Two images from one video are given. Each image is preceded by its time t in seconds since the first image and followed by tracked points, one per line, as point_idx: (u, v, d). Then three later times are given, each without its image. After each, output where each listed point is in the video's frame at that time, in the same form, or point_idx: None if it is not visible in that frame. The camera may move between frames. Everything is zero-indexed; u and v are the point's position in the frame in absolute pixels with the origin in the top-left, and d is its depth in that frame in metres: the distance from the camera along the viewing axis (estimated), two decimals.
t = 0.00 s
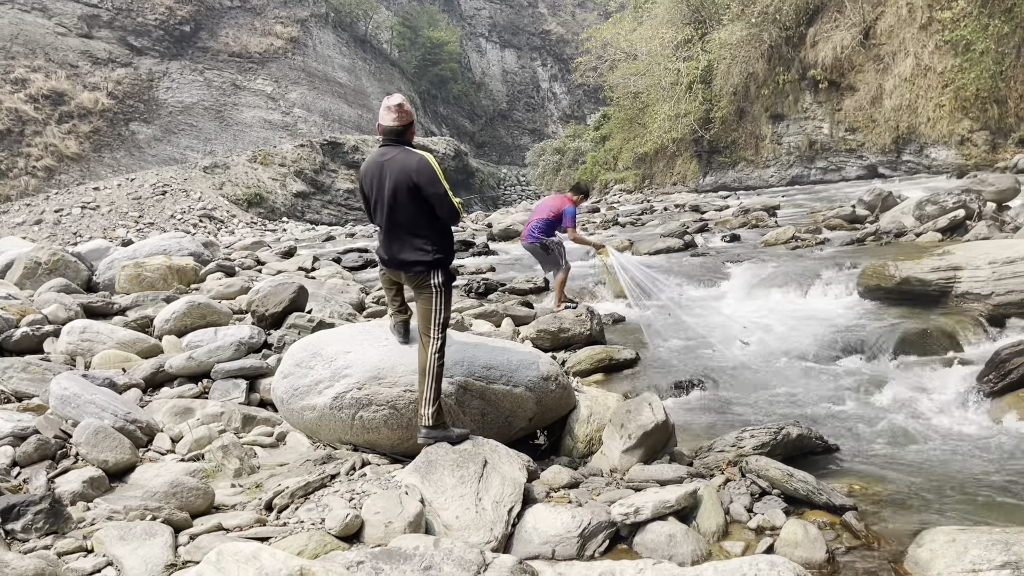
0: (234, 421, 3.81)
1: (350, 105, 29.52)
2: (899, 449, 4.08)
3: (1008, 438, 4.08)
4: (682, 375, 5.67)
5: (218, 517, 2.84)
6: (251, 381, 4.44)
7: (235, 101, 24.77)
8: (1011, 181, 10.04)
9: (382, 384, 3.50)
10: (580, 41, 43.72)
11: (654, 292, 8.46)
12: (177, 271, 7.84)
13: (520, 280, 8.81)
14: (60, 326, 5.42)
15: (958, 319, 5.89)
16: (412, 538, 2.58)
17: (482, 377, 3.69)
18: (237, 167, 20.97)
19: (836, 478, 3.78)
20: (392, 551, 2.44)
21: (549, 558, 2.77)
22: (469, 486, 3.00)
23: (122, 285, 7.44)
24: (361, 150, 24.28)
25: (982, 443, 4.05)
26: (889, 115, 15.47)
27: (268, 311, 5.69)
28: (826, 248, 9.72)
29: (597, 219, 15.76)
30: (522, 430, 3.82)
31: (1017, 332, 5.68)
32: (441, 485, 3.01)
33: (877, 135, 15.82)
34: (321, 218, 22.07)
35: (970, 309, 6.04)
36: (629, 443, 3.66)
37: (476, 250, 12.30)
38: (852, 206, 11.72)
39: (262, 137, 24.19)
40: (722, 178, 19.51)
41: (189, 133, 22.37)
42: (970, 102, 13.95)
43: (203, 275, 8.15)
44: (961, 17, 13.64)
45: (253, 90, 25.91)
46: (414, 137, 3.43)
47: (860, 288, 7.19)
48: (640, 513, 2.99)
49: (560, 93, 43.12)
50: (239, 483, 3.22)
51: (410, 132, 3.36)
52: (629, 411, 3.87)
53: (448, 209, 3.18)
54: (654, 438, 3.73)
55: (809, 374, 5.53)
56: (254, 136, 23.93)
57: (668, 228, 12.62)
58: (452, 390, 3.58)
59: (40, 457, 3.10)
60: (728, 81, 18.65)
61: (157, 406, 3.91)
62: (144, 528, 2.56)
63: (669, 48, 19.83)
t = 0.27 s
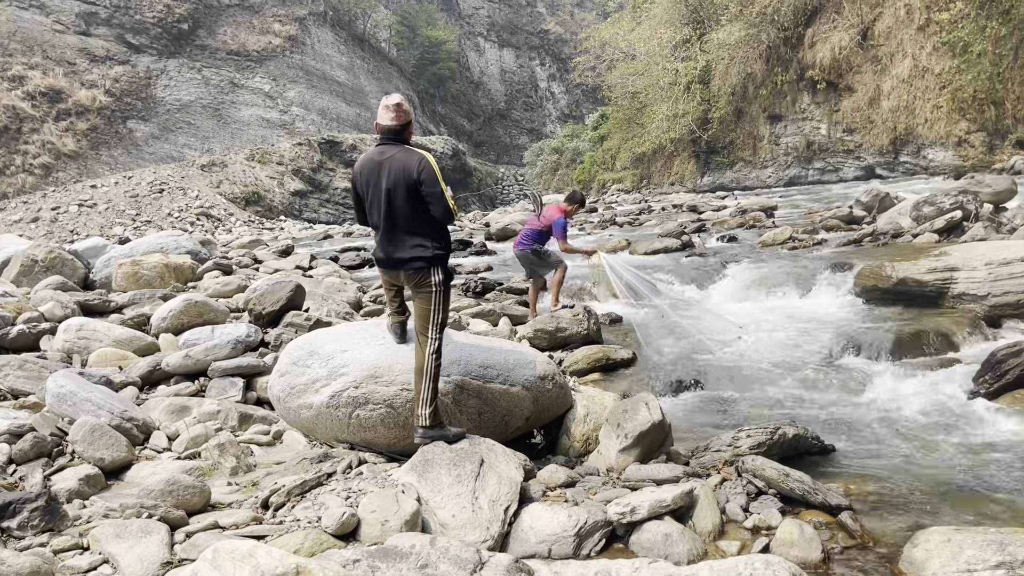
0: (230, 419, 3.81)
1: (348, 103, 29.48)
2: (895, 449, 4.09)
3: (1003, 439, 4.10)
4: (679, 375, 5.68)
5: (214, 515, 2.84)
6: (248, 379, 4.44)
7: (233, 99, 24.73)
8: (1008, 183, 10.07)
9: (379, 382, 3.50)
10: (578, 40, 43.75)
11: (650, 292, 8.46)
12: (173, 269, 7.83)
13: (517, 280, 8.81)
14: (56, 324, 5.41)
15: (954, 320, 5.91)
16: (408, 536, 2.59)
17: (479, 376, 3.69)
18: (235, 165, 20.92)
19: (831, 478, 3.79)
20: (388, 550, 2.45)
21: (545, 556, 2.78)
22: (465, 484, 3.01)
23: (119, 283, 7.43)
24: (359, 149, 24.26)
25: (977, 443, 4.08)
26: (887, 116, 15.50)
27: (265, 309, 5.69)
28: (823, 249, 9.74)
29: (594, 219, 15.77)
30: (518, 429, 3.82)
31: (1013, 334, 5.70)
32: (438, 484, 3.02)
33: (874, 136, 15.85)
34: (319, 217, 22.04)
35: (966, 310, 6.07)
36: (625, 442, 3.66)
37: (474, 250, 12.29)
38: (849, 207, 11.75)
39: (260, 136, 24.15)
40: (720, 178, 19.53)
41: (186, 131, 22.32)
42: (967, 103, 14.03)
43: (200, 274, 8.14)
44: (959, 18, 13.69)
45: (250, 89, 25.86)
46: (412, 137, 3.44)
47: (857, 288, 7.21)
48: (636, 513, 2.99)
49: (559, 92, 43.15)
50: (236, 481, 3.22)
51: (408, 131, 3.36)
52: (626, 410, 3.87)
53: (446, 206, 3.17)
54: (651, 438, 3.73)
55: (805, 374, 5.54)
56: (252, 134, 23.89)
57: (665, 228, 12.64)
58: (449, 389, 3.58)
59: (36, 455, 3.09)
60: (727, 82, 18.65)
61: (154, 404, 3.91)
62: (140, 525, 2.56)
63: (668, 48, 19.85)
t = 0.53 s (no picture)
0: (227, 417, 3.81)
1: (346, 102, 29.44)
2: (892, 449, 4.10)
3: (997, 440, 4.12)
4: (676, 375, 5.68)
5: (210, 513, 2.84)
6: (245, 378, 4.44)
7: (230, 97, 24.68)
8: (1005, 184, 10.11)
9: (376, 381, 3.50)
10: (576, 40, 43.79)
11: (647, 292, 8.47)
12: (170, 268, 7.81)
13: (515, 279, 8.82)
14: (53, 322, 5.40)
15: (951, 322, 5.93)
16: (404, 535, 2.59)
17: (476, 375, 3.69)
18: (232, 164, 20.88)
19: (827, 478, 3.80)
20: (385, 548, 2.45)
21: (541, 556, 2.78)
22: (462, 484, 3.01)
23: (116, 282, 7.41)
24: (356, 148, 24.24)
25: (973, 444, 4.09)
26: (884, 117, 15.54)
27: (262, 308, 5.69)
28: (820, 250, 9.76)
29: (592, 219, 15.78)
30: (515, 429, 3.83)
31: (1009, 334, 5.73)
32: (434, 483, 3.02)
33: (871, 137, 15.90)
34: (316, 216, 22.01)
35: (962, 311, 6.09)
36: (622, 442, 3.67)
37: (471, 249, 12.29)
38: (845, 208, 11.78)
39: (258, 134, 24.10)
40: (718, 178, 19.56)
41: (184, 129, 22.26)
42: (964, 104, 14.09)
43: (197, 272, 8.13)
44: (956, 19, 13.75)
45: (248, 87, 25.81)
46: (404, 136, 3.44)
47: (853, 289, 7.23)
48: (632, 512, 3.00)
49: (557, 92, 43.17)
50: (232, 480, 3.22)
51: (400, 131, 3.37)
52: (622, 410, 3.88)
53: (438, 204, 3.18)
54: (647, 437, 3.74)
55: (802, 375, 5.55)
56: (249, 133, 23.85)
57: (662, 228, 12.65)
58: (446, 389, 3.58)
59: (32, 453, 3.09)
60: (725, 82, 18.67)
61: (150, 402, 3.90)
62: (136, 524, 2.56)
63: (666, 48, 19.88)
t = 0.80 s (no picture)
0: (224, 416, 3.80)
1: (344, 101, 29.40)
2: (888, 449, 4.12)
3: (993, 440, 4.13)
4: (673, 375, 5.69)
5: (207, 512, 2.84)
6: (242, 376, 4.43)
7: (227, 96, 24.63)
8: (1001, 185, 10.13)
9: (373, 380, 3.51)
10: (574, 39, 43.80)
11: (644, 292, 8.47)
12: (167, 266, 7.79)
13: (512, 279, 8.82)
14: (49, 320, 5.39)
15: (947, 322, 5.95)
16: (401, 534, 2.59)
17: (473, 374, 3.70)
18: (229, 162, 20.84)
19: (824, 478, 3.81)
20: (381, 547, 2.46)
21: (538, 555, 2.79)
22: (458, 483, 3.02)
23: (112, 280, 7.40)
24: (354, 146, 24.22)
25: (969, 444, 4.11)
26: (881, 117, 15.57)
27: (259, 306, 5.68)
28: (817, 250, 9.78)
29: (589, 218, 15.79)
30: (512, 428, 3.83)
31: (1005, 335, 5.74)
32: (431, 482, 3.02)
33: (869, 138, 15.93)
34: (313, 215, 21.98)
35: (959, 311, 6.10)
36: (618, 441, 3.68)
37: (468, 249, 12.29)
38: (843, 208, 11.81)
39: (255, 133, 24.06)
40: (715, 178, 19.59)
41: (181, 128, 22.21)
42: (961, 105, 14.11)
43: (194, 270, 8.11)
44: (953, 20, 13.78)
45: (245, 85, 25.77)
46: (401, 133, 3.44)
47: (850, 289, 7.24)
48: (629, 512, 3.00)
49: (554, 91, 43.18)
50: (229, 478, 3.22)
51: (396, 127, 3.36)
52: (619, 409, 3.89)
53: (427, 200, 3.15)
54: (644, 437, 3.74)
55: (798, 375, 5.56)
56: (247, 131, 23.80)
57: (660, 228, 12.66)
58: (443, 388, 3.59)
59: (28, 451, 3.08)
60: (722, 82, 18.69)
61: (147, 401, 3.90)
62: (132, 522, 2.55)
63: (664, 48, 19.90)
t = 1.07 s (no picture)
0: (220, 414, 3.80)
1: (341, 100, 29.37)
2: (883, 449, 4.13)
3: (988, 440, 4.15)
4: (669, 375, 5.69)
5: (203, 511, 2.84)
6: (239, 375, 4.43)
7: (225, 94, 24.59)
8: (998, 186, 10.16)
9: (369, 379, 3.51)
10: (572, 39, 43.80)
11: (642, 292, 8.48)
12: (164, 265, 7.78)
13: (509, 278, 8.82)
14: (46, 319, 5.38)
15: (943, 323, 5.97)
16: (398, 533, 2.59)
17: (470, 373, 3.70)
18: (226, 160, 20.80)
19: (820, 478, 3.83)
20: (378, 546, 2.47)
21: (534, 554, 2.80)
22: (455, 481, 3.02)
23: (109, 279, 7.38)
24: (351, 145, 24.20)
25: (964, 444, 4.13)
26: (878, 117, 15.60)
27: (256, 305, 5.67)
28: (814, 250, 9.80)
29: (587, 218, 15.81)
30: (509, 427, 3.84)
31: (1000, 335, 5.77)
32: (428, 481, 3.03)
33: (866, 138, 15.97)
34: (311, 214, 21.96)
35: (955, 311, 6.12)
36: (615, 441, 3.69)
37: (466, 248, 12.29)
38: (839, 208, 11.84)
39: (252, 131, 24.02)
40: (712, 178, 19.64)
41: (178, 126, 22.15)
42: (958, 105, 14.09)
43: (191, 269, 8.10)
44: (950, 21, 13.80)
45: (243, 84, 25.72)
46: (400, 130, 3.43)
47: (847, 289, 7.26)
48: (625, 511, 3.01)
49: (552, 91, 43.19)
50: (226, 477, 3.22)
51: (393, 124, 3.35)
52: (616, 409, 3.89)
53: (417, 198, 3.14)
54: (640, 436, 3.75)
55: (795, 375, 5.58)
56: (244, 130, 23.76)
57: (657, 227, 12.68)
58: (440, 387, 3.59)
59: (24, 450, 3.08)
60: (720, 82, 18.72)
61: (144, 400, 3.90)
62: (129, 521, 2.55)
63: (661, 48, 19.92)
